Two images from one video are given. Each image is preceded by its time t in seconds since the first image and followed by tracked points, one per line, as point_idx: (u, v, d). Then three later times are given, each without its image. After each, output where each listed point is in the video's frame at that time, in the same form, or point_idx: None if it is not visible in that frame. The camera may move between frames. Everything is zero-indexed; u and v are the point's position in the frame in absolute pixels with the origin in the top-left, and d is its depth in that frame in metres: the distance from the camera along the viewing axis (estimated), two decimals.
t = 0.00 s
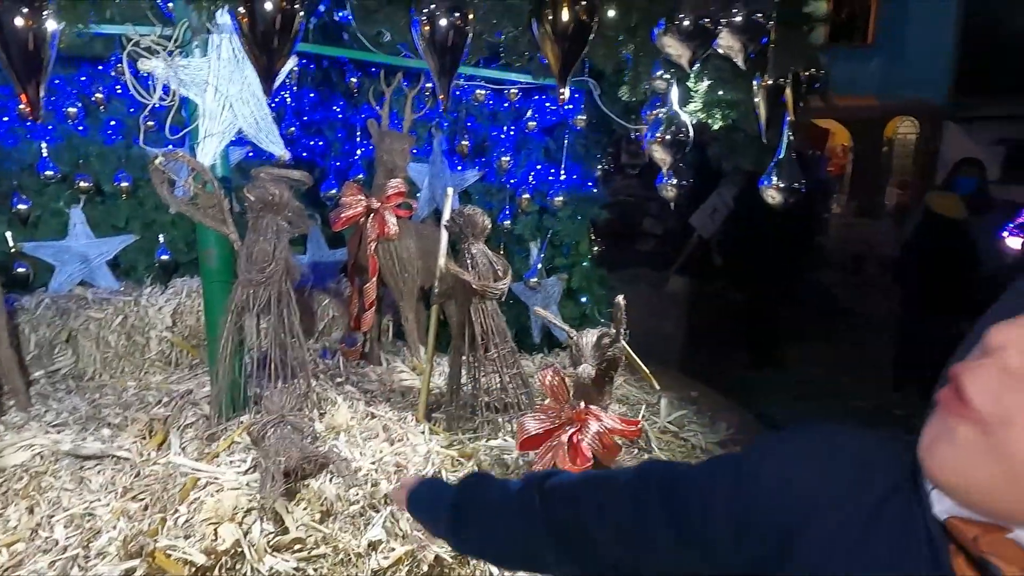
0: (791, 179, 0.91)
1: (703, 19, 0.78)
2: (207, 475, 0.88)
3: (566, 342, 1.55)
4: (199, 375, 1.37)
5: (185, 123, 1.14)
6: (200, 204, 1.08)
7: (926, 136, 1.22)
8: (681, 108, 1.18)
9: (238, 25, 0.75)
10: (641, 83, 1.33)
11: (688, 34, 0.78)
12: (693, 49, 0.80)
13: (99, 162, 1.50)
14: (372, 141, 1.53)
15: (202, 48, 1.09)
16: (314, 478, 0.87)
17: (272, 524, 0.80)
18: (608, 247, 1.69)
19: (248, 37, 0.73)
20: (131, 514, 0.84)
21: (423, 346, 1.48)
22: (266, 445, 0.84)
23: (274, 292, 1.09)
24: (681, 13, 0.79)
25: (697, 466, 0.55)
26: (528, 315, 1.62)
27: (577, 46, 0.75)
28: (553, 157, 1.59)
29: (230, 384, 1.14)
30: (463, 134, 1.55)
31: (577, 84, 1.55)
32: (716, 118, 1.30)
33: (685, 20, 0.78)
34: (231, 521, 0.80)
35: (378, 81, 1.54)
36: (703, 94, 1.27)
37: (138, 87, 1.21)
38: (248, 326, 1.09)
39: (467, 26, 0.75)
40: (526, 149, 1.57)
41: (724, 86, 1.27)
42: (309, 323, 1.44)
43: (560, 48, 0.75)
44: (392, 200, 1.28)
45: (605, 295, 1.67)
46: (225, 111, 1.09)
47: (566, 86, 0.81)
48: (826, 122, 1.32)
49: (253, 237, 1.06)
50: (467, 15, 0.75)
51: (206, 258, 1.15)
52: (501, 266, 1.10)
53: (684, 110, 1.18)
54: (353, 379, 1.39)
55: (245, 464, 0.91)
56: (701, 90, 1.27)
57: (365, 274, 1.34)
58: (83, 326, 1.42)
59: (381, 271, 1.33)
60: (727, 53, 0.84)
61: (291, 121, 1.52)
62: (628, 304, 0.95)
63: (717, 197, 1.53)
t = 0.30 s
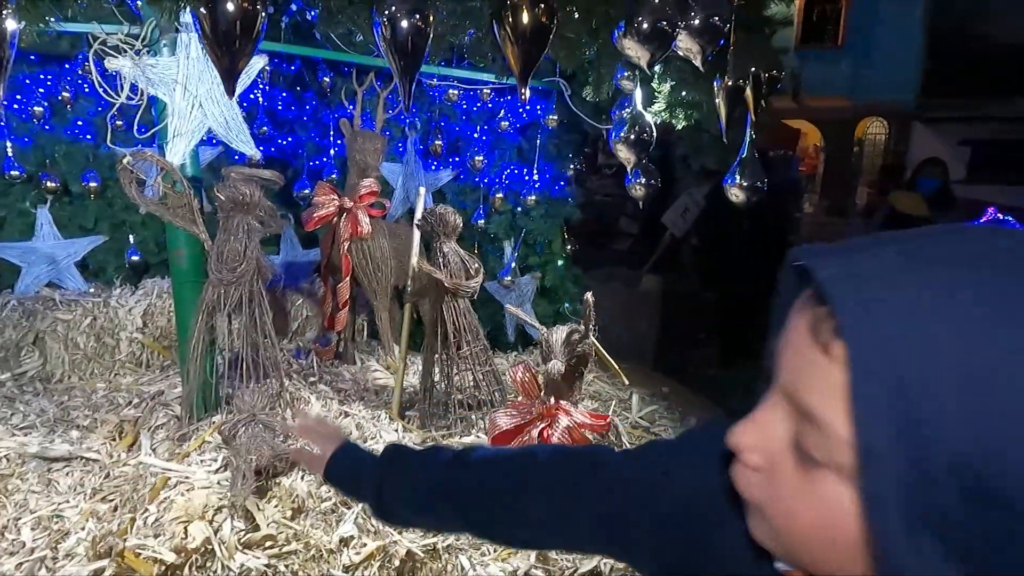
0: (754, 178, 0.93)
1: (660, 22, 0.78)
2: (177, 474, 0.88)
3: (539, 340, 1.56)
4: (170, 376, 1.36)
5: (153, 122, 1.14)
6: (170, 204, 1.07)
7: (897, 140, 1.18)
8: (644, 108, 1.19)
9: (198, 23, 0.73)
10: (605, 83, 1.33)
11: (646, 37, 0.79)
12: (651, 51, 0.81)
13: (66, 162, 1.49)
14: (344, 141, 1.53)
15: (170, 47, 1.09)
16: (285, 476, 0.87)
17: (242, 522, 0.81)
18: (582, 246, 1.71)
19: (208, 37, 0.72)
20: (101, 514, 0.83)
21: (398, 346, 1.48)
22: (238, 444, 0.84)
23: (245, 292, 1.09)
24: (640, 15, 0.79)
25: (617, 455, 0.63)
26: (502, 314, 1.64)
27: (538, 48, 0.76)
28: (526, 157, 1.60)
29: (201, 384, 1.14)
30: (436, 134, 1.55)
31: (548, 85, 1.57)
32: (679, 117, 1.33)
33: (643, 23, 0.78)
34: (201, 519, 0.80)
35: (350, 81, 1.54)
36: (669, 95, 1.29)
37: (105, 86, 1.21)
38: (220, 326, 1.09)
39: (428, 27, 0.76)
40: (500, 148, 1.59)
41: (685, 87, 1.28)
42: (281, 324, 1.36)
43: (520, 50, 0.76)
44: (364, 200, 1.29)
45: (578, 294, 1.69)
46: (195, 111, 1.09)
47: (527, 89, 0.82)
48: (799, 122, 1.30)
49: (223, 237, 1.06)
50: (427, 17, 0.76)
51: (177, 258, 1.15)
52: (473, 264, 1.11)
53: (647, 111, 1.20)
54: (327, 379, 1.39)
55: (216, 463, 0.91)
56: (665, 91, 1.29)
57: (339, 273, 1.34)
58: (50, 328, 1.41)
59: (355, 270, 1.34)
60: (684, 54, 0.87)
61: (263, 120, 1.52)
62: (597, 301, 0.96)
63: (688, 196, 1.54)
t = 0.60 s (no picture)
0: (739, 173, 0.96)
1: (649, 21, 0.82)
2: (177, 465, 0.88)
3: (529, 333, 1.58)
4: (163, 370, 1.37)
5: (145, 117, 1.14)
6: (164, 200, 1.08)
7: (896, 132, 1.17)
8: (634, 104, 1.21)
9: (208, 22, 0.74)
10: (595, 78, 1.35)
11: (635, 34, 0.82)
12: (640, 48, 0.84)
13: (55, 158, 1.49)
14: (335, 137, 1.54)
15: (163, 42, 1.11)
16: (284, 466, 0.88)
17: (243, 509, 0.82)
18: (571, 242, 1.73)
19: (218, 35, 0.73)
20: (99, 506, 0.84)
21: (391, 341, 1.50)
22: (235, 434, 0.85)
23: (239, 286, 1.10)
24: (628, 14, 0.82)
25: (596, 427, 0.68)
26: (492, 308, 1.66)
27: (532, 46, 0.78)
28: (515, 153, 1.63)
29: (196, 379, 1.15)
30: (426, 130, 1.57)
31: (538, 80, 1.59)
32: (668, 113, 1.35)
33: (632, 22, 0.82)
34: (203, 506, 0.82)
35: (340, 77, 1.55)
36: (658, 91, 1.31)
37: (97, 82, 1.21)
38: (214, 320, 1.10)
39: (428, 25, 0.78)
40: (489, 144, 1.61)
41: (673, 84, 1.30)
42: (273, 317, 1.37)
43: (514, 47, 0.78)
44: (356, 195, 1.30)
45: (567, 288, 1.72)
46: (188, 107, 1.10)
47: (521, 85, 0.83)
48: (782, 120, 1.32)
49: (217, 232, 1.07)
50: (428, 15, 0.77)
51: (170, 253, 1.16)
52: (465, 258, 1.13)
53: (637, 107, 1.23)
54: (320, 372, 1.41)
55: (214, 454, 0.91)
56: (654, 86, 1.31)
57: (330, 269, 1.36)
58: (41, 324, 1.41)
59: (347, 265, 1.35)
60: (673, 52, 0.89)
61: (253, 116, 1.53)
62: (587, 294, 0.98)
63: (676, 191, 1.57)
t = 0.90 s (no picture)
0: (726, 181, 1.01)
1: (646, 41, 0.88)
2: (188, 464, 0.92)
3: (523, 336, 1.62)
4: (162, 375, 1.39)
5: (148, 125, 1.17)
6: (167, 208, 1.11)
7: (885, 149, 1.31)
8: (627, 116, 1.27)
9: (245, 41, 0.77)
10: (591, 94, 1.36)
11: (631, 53, 0.88)
12: (637, 66, 0.90)
13: (50, 165, 1.51)
14: (330, 146, 1.57)
15: (168, 54, 1.13)
16: (292, 464, 0.92)
17: (256, 505, 0.85)
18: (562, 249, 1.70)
19: (257, 56, 0.76)
20: (111, 506, 0.86)
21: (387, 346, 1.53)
22: (244, 434, 0.90)
23: (242, 292, 1.12)
24: (626, 35, 0.89)
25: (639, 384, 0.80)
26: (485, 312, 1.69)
27: (539, 67, 0.82)
28: (507, 161, 1.66)
29: (199, 382, 1.18)
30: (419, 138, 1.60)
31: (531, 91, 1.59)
32: (660, 126, 1.38)
33: (629, 42, 0.88)
34: (218, 503, 0.85)
35: (335, 87, 1.56)
36: (649, 104, 1.34)
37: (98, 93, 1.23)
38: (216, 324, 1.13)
39: (448, 47, 0.82)
40: (481, 152, 1.65)
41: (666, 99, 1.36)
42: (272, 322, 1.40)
43: (522, 66, 0.82)
44: (353, 202, 1.34)
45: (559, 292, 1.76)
46: (191, 117, 1.13)
47: (528, 101, 0.87)
48: (765, 127, 1.39)
49: (220, 239, 1.10)
50: (447, 39, 0.81)
51: (173, 259, 1.18)
52: (463, 263, 1.17)
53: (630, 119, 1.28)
54: (319, 376, 1.44)
55: (224, 453, 0.95)
56: (646, 99, 1.35)
57: (327, 273, 1.40)
58: (41, 330, 1.43)
59: (344, 271, 1.39)
60: (666, 69, 0.93)
61: (248, 125, 1.55)
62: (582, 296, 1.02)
63: (662, 197, 1.67)
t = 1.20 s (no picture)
0: (722, 186, 1.05)
1: (649, 57, 0.91)
2: (212, 458, 0.95)
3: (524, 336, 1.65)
4: (173, 376, 1.43)
5: (165, 131, 1.22)
6: (184, 212, 1.14)
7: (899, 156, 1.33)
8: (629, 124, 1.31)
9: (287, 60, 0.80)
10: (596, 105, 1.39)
11: (635, 69, 0.91)
12: (640, 81, 0.94)
13: (60, 171, 1.53)
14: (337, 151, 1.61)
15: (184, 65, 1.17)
16: (311, 456, 0.96)
17: (279, 495, 0.89)
18: (560, 250, 1.77)
19: (299, 76, 0.79)
20: (137, 497, 0.90)
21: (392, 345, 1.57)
22: (263, 429, 0.94)
23: (257, 292, 1.16)
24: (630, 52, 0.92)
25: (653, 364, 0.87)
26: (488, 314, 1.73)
27: (549, 84, 0.88)
28: (508, 166, 1.70)
29: (215, 381, 1.22)
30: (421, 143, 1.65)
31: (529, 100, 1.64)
32: (659, 134, 1.44)
33: (632, 58, 0.91)
34: (244, 492, 0.89)
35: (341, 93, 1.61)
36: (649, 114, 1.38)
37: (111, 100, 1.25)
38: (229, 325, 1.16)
39: (469, 66, 0.85)
40: (483, 157, 1.69)
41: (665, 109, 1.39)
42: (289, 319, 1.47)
43: (535, 82, 0.87)
44: (360, 206, 1.39)
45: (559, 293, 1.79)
46: (207, 124, 1.17)
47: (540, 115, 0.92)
48: (760, 130, 1.57)
49: (235, 241, 1.14)
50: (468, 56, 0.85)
51: (189, 262, 1.21)
52: (469, 265, 1.21)
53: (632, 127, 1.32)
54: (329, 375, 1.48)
55: (246, 447, 0.99)
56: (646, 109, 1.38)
57: (334, 275, 1.43)
58: (56, 331, 1.45)
59: (351, 273, 1.42)
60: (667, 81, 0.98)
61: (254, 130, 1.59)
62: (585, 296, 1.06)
63: (659, 201, 1.70)
